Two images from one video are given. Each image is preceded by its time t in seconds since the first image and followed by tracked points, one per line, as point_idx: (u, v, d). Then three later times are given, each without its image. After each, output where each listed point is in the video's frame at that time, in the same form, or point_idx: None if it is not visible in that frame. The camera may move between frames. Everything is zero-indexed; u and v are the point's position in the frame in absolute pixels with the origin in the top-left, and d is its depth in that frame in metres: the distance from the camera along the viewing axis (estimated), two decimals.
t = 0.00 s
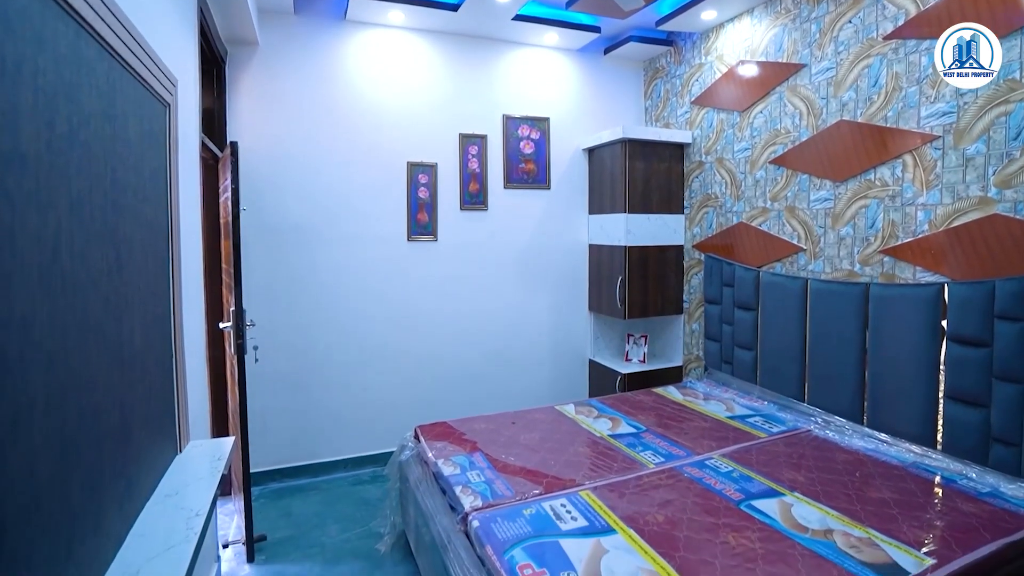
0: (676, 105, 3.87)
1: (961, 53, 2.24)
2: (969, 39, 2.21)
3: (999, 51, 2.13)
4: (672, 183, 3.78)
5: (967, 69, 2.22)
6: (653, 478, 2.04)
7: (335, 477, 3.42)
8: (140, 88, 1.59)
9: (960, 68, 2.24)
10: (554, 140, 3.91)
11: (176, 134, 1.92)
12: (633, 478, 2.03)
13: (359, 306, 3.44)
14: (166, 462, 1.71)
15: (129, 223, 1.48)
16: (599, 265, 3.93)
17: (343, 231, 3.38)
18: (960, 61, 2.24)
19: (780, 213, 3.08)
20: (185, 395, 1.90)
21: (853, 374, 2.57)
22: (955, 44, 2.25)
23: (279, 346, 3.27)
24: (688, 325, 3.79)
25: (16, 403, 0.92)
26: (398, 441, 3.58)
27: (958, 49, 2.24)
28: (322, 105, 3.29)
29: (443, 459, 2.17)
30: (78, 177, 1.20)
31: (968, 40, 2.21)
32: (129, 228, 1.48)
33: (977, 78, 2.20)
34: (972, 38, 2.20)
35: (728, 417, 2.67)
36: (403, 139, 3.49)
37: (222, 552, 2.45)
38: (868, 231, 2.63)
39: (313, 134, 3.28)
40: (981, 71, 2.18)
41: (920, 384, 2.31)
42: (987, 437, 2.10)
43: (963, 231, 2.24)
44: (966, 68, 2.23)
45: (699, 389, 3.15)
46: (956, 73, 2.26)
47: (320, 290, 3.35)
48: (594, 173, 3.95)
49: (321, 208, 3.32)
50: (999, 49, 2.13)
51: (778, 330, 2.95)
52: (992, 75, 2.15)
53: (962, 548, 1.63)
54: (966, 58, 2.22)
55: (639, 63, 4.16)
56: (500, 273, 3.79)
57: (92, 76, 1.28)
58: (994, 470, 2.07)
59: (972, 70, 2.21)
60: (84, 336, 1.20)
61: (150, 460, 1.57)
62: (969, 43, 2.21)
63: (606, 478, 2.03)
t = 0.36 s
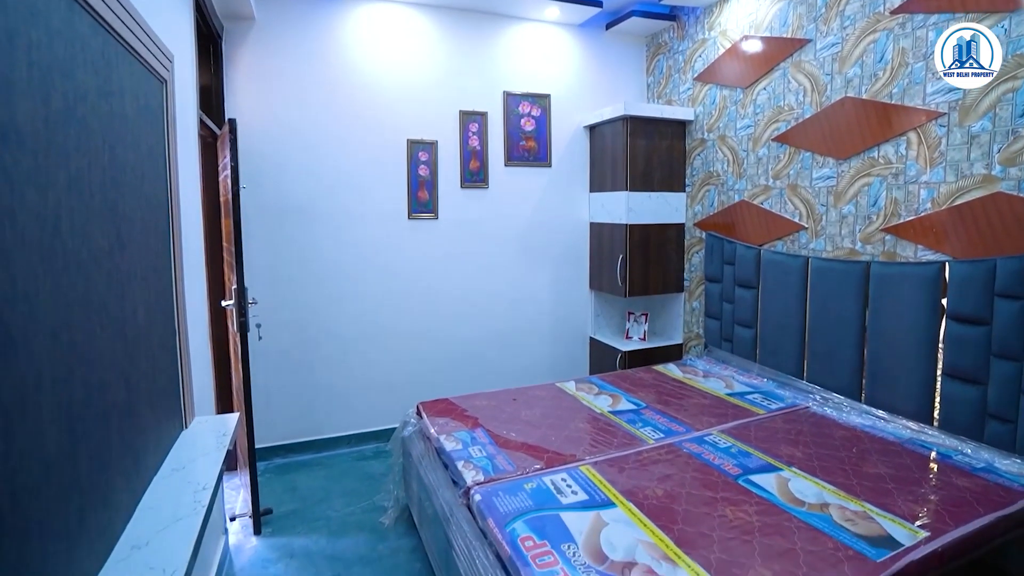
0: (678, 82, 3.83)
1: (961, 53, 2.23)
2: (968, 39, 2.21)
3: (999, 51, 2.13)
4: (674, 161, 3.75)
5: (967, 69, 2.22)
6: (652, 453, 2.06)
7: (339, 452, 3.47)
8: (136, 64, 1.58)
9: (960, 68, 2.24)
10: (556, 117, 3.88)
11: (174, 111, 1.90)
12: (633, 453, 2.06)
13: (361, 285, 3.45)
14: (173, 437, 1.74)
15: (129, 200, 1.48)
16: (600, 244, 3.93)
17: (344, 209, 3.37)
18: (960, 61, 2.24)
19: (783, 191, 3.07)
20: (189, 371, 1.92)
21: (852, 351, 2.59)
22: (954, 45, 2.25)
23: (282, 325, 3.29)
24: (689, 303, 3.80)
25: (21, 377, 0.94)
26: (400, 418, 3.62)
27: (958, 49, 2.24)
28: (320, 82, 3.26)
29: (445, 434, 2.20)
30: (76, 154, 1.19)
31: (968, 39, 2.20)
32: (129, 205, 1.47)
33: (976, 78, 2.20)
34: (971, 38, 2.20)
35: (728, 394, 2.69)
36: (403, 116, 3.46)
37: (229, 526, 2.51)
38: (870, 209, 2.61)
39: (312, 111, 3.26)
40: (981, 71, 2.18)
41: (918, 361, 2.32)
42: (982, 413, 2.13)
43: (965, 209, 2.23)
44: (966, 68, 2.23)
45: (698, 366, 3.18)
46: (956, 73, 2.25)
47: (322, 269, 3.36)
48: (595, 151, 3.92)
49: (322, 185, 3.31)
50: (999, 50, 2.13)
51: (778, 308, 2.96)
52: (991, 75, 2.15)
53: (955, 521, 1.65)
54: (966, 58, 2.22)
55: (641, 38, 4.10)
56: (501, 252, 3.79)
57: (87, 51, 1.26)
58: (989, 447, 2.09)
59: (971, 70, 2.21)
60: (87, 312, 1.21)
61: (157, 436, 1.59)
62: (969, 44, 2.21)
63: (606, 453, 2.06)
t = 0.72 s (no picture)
0: (681, 59, 3.78)
1: (961, 53, 2.23)
2: (968, 40, 2.21)
3: (998, 51, 2.13)
4: (676, 139, 3.72)
5: (967, 69, 2.22)
6: (652, 429, 2.09)
7: (342, 429, 3.52)
8: (132, 41, 1.56)
9: (960, 67, 2.23)
10: (558, 94, 3.83)
11: (172, 89, 1.88)
12: (633, 430, 2.09)
13: (362, 265, 3.46)
14: (179, 413, 1.77)
15: (129, 178, 1.48)
16: (601, 223, 3.92)
17: (345, 188, 3.36)
18: (960, 61, 2.23)
19: (785, 169, 3.05)
20: (194, 349, 1.94)
21: (852, 329, 2.60)
22: (954, 45, 2.25)
23: (284, 304, 3.31)
24: (689, 282, 3.81)
25: (30, 353, 0.95)
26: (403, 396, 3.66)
27: (958, 49, 2.24)
28: (319, 59, 3.22)
29: (447, 411, 2.23)
30: (76, 132, 1.19)
31: (968, 39, 2.20)
32: (130, 183, 1.47)
33: (977, 78, 2.20)
34: (971, 39, 2.20)
35: (727, 372, 2.72)
36: (403, 93, 3.42)
37: (236, 500, 2.56)
38: (873, 188, 2.60)
39: (311, 89, 3.23)
40: (982, 71, 2.18)
41: (917, 340, 2.34)
42: (979, 391, 2.15)
43: (968, 188, 2.22)
44: (966, 68, 2.22)
45: (699, 344, 3.20)
46: (956, 73, 2.25)
47: (323, 249, 3.36)
48: (597, 128, 3.88)
49: (322, 163, 3.30)
50: (999, 50, 2.13)
51: (779, 286, 2.96)
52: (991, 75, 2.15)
53: (949, 495, 1.68)
54: (966, 58, 2.22)
55: (644, 14, 4.03)
56: (502, 231, 3.78)
57: (83, 27, 1.25)
58: (986, 424, 2.12)
59: (971, 70, 2.21)
60: (91, 290, 1.22)
61: (163, 411, 1.62)
62: (969, 44, 2.21)
63: (606, 430, 2.09)
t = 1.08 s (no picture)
0: (684, 34, 3.72)
1: (961, 53, 2.22)
2: (969, 40, 2.20)
3: (998, 52, 2.12)
4: (678, 117, 3.69)
5: (967, 69, 2.21)
6: (652, 406, 2.11)
7: (346, 406, 3.56)
8: (126, 15, 1.54)
9: (960, 68, 2.23)
10: (559, 70, 3.78)
11: (168, 66, 1.87)
12: (632, 406, 2.11)
13: (363, 244, 3.46)
14: (184, 390, 1.79)
15: (127, 156, 1.48)
16: (602, 202, 3.90)
17: (345, 167, 3.35)
18: (960, 62, 2.23)
19: (788, 147, 3.02)
20: (197, 327, 1.96)
21: (852, 306, 2.61)
22: (954, 45, 2.24)
23: (285, 283, 3.32)
24: (690, 261, 3.81)
25: (34, 331, 0.96)
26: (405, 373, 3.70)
27: (958, 49, 2.23)
28: (316, 35, 3.18)
29: (449, 388, 2.25)
30: (72, 110, 1.19)
31: (968, 39, 2.19)
32: (128, 160, 1.47)
33: (976, 78, 2.19)
34: (971, 39, 2.19)
35: (727, 350, 2.74)
36: (402, 70, 3.38)
37: (242, 476, 2.60)
38: (876, 166, 2.59)
39: (309, 65, 3.19)
40: (981, 71, 2.17)
41: (917, 318, 2.35)
42: (977, 368, 2.17)
43: (972, 166, 2.21)
44: (966, 68, 2.22)
45: (699, 322, 3.21)
46: (956, 73, 2.25)
47: (323, 228, 3.36)
48: (598, 106, 3.84)
49: (321, 142, 3.28)
50: (999, 50, 2.12)
51: (779, 265, 2.97)
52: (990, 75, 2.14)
53: (944, 471, 1.71)
54: (966, 59, 2.21)
55: None
56: (503, 210, 3.77)
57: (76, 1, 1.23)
58: (982, 401, 2.14)
59: (971, 70, 2.20)
60: (93, 268, 1.22)
61: (168, 388, 1.64)
62: (969, 44, 2.20)
63: (606, 406, 2.11)
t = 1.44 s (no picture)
0: (688, 9, 3.66)
1: (961, 53, 2.22)
2: (969, 40, 2.19)
3: (998, 52, 2.11)
4: (681, 94, 3.65)
5: (967, 69, 2.20)
6: (651, 383, 2.13)
7: (348, 383, 3.60)
8: None
9: (960, 68, 2.22)
10: (560, 45, 3.73)
11: (163, 43, 1.84)
12: (632, 383, 2.13)
13: (364, 223, 3.46)
14: (188, 367, 1.81)
15: (125, 131, 1.47)
16: (603, 181, 3.89)
17: (344, 145, 3.33)
18: (960, 61, 2.22)
19: (791, 124, 3.00)
20: (199, 306, 1.97)
21: (852, 285, 2.62)
22: (954, 45, 2.23)
23: (287, 261, 3.33)
24: (692, 240, 3.81)
25: (37, 309, 0.97)
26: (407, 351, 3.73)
27: (958, 49, 2.22)
28: (314, 10, 3.13)
29: (450, 365, 2.28)
30: (68, 86, 1.18)
31: (969, 39, 2.19)
32: (126, 136, 1.46)
33: (976, 78, 2.18)
34: (971, 39, 2.18)
35: (727, 328, 2.75)
36: (401, 46, 3.34)
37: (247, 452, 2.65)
38: (879, 144, 2.56)
39: (307, 42, 3.15)
40: (981, 71, 2.16)
41: (916, 296, 2.35)
42: (975, 346, 2.19)
43: (977, 144, 2.19)
44: (966, 68, 2.21)
45: (699, 300, 3.22)
46: (956, 73, 2.24)
47: (324, 207, 3.35)
48: (600, 82, 3.80)
49: (321, 119, 3.25)
50: (999, 50, 2.11)
51: (781, 243, 2.97)
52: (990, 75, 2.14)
53: (939, 448, 1.73)
54: (966, 58, 2.20)
55: None
56: (503, 189, 3.76)
57: None
58: (979, 379, 2.16)
59: (971, 70, 2.19)
60: (94, 244, 1.23)
61: (172, 365, 1.66)
62: (968, 44, 2.19)
63: (606, 383, 2.13)
